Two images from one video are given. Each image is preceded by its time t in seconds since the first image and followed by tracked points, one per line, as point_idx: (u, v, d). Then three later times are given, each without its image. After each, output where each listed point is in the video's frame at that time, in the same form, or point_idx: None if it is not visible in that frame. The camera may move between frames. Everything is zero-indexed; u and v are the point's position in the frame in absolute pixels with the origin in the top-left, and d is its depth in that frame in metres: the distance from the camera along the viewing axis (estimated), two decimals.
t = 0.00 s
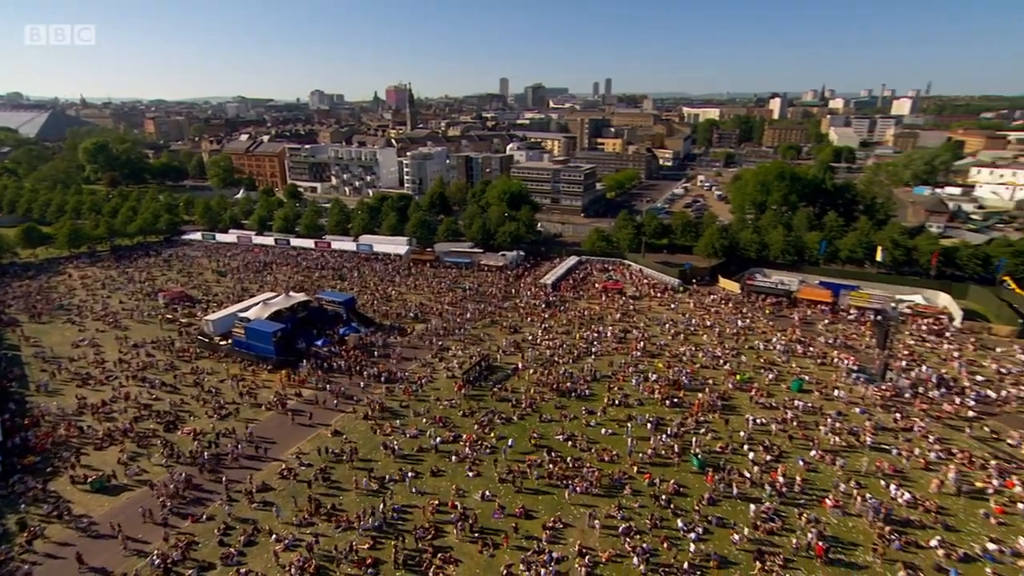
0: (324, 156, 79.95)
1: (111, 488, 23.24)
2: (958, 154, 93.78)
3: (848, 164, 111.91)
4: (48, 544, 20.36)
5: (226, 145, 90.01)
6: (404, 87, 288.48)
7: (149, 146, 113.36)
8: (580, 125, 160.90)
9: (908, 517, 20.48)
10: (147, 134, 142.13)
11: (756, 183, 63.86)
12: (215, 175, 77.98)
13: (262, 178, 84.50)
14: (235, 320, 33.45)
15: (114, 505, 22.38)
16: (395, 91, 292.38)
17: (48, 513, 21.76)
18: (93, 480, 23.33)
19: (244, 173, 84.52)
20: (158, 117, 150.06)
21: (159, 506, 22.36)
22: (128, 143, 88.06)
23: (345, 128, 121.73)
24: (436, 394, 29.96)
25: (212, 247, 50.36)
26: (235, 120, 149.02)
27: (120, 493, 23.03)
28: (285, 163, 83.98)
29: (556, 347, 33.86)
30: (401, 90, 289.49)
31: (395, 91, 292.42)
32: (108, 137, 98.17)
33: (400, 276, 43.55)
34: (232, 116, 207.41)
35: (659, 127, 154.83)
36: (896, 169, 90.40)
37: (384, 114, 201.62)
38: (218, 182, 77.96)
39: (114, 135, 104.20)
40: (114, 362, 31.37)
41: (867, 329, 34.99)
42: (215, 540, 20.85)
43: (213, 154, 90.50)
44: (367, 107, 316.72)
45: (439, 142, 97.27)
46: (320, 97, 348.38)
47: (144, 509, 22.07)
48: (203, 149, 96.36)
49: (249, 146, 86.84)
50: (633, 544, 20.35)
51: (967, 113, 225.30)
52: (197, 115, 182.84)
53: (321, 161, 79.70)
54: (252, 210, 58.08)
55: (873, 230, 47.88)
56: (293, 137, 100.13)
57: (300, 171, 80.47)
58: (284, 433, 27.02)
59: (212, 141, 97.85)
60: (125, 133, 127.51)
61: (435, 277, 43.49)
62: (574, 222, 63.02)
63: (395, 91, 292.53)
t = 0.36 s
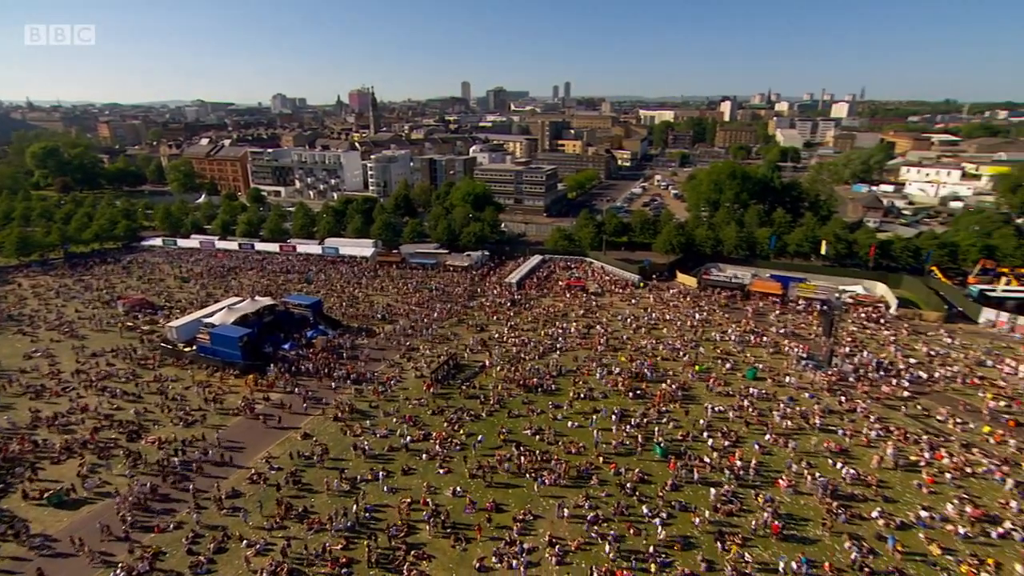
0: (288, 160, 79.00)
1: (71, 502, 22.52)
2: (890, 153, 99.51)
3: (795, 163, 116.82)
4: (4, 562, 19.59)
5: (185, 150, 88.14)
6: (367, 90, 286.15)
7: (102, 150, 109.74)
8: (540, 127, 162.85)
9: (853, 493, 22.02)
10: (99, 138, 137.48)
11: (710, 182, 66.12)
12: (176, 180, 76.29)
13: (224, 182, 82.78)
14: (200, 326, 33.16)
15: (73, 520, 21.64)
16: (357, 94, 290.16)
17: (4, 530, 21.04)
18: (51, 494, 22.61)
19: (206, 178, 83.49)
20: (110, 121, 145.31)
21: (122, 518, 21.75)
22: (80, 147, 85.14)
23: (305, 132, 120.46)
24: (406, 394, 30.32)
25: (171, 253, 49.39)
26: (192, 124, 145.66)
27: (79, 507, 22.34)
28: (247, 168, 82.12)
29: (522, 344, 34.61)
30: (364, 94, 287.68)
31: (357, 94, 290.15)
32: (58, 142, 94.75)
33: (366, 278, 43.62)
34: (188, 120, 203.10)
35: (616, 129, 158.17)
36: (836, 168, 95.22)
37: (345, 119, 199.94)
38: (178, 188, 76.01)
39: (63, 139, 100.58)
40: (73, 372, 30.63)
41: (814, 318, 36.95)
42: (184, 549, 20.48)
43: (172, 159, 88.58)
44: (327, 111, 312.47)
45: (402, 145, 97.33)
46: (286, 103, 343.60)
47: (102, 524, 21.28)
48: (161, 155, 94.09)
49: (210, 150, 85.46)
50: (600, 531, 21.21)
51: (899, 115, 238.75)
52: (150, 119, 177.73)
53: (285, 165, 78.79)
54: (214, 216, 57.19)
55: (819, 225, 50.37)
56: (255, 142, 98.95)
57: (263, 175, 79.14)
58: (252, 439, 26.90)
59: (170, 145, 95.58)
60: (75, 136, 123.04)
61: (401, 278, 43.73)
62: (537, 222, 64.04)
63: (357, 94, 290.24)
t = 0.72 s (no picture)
0: (251, 165, 77.59)
1: (26, 521, 21.78)
2: (831, 152, 104.49)
3: (747, 163, 121.14)
4: None
5: (143, 154, 86.00)
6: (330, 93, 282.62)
7: (52, 155, 105.66)
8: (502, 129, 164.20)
9: (805, 473, 23.40)
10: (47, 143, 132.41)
11: (667, 181, 68.03)
12: (133, 186, 73.49)
13: (185, 188, 81.71)
14: (163, 333, 32.75)
15: (29, 538, 20.95)
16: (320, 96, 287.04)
17: None
18: (6, 512, 21.89)
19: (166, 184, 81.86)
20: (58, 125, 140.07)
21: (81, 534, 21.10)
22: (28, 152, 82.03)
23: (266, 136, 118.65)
24: (376, 395, 30.55)
25: (129, 260, 48.27)
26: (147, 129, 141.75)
27: (35, 525, 21.59)
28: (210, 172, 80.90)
29: (489, 342, 35.22)
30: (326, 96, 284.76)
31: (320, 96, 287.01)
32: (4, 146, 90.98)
33: (332, 281, 43.53)
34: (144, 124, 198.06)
35: (576, 130, 160.43)
36: (783, 167, 99.25)
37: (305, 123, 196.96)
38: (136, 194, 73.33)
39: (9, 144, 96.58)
40: (29, 385, 29.80)
41: (767, 309, 38.69)
42: (150, 561, 20.10)
43: (129, 164, 86.24)
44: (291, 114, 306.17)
45: (365, 149, 96.99)
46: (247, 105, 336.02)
47: (55, 546, 20.47)
48: (116, 160, 91.48)
49: (170, 155, 83.71)
50: (569, 521, 21.98)
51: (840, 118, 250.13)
52: (102, 123, 172.01)
53: (248, 169, 77.36)
54: (175, 221, 56.03)
55: (770, 221, 52.59)
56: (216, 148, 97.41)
57: (226, 180, 78.38)
58: (219, 446, 26.66)
59: (126, 150, 92.97)
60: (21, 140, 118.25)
61: (367, 281, 43.79)
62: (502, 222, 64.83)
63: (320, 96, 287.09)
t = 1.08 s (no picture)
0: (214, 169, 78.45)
1: None
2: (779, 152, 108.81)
3: (704, 163, 124.91)
4: None
5: (97, 159, 83.77)
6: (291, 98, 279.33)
7: None
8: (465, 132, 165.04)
9: (763, 457, 24.66)
10: None
11: (627, 181, 69.64)
12: (87, 192, 71.17)
13: (143, 193, 79.79)
14: (125, 341, 32.24)
15: None
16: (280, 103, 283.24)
17: None
18: None
19: (123, 189, 79.90)
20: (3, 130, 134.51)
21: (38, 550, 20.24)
22: None
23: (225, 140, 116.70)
24: (347, 397, 30.67)
25: (84, 268, 46.96)
26: (100, 132, 137.41)
27: None
28: (170, 177, 79.75)
29: (458, 341, 35.70)
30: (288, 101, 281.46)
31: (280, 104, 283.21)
32: None
33: (299, 285, 43.29)
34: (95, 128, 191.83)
35: (537, 133, 162.23)
36: (736, 166, 102.77)
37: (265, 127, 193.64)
38: (90, 200, 71.08)
39: None
40: None
41: (724, 302, 40.21)
42: None
43: (81, 169, 83.65)
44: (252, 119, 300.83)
45: (328, 153, 96.34)
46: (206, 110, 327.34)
47: (8, 567, 19.53)
48: (67, 165, 88.41)
49: (126, 159, 81.67)
50: (541, 513, 22.63)
51: (787, 121, 260.05)
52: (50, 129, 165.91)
53: (210, 174, 78.10)
54: (133, 227, 54.68)
55: (725, 218, 54.56)
56: (174, 153, 95.29)
57: (187, 185, 78.24)
58: (185, 454, 26.18)
59: (76, 154, 89.92)
60: None
61: (333, 283, 43.69)
62: (468, 223, 65.41)
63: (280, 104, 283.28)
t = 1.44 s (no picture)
0: (174, 173, 76.89)
1: None
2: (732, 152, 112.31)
3: (663, 163, 127.99)
4: None
5: (47, 163, 80.88)
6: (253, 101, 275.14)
7: None
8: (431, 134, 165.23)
9: (724, 443, 25.83)
10: None
11: (590, 181, 70.93)
12: (37, 198, 68.66)
13: (99, 199, 77.67)
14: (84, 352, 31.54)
15: None
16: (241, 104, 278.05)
17: None
18: None
19: (77, 194, 77.49)
20: None
21: None
22: None
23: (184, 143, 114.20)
24: (318, 400, 30.69)
25: (36, 276, 45.43)
26: (48, 135, 132.41)
27: None
28: (127, 181, 77.82)
29: (427, 341, 36.03)
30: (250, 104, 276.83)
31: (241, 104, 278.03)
32: None
33: (266, 289, 42.91)
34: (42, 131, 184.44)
35: (502, 135, 163.52)
36: (694, 165, 105.68)
37: (225, 132, 189.44)
38: (41, 206, 68.67)
39: None
40: None
41: (685, 297, 41.53)
42: None
43: (30, 174, 80.62)
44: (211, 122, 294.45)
45: (292, 156, 95.31)
46: (163, 113, 317.86)
47: None
48: (14, 170, 85.05)
49: (79, 164, 79.23)
50: (514, 506, 23.20)
51: (741, 122, 267.88)
52: None
53: (170, 179, 76.56)
54: (88, 234, 53.13)
55: (684, 216, 56.26)
56: (130, 156, 92.77)
57: (147, 190, 76.56)
58: (150, 465, 25.61)
59: (25, 159, 86.63)
60: None
61: (300, 287, 43.47)
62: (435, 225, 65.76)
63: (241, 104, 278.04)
